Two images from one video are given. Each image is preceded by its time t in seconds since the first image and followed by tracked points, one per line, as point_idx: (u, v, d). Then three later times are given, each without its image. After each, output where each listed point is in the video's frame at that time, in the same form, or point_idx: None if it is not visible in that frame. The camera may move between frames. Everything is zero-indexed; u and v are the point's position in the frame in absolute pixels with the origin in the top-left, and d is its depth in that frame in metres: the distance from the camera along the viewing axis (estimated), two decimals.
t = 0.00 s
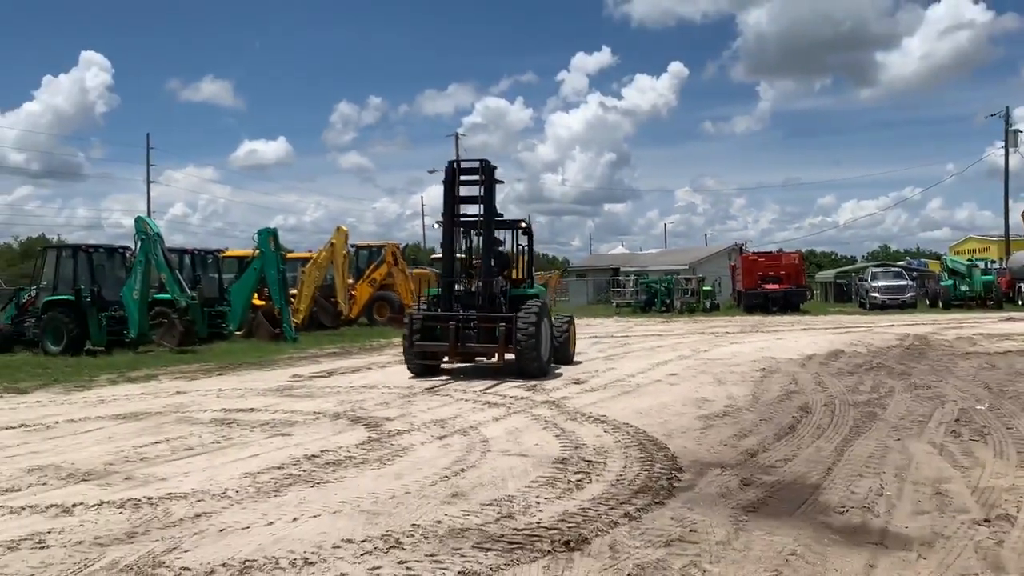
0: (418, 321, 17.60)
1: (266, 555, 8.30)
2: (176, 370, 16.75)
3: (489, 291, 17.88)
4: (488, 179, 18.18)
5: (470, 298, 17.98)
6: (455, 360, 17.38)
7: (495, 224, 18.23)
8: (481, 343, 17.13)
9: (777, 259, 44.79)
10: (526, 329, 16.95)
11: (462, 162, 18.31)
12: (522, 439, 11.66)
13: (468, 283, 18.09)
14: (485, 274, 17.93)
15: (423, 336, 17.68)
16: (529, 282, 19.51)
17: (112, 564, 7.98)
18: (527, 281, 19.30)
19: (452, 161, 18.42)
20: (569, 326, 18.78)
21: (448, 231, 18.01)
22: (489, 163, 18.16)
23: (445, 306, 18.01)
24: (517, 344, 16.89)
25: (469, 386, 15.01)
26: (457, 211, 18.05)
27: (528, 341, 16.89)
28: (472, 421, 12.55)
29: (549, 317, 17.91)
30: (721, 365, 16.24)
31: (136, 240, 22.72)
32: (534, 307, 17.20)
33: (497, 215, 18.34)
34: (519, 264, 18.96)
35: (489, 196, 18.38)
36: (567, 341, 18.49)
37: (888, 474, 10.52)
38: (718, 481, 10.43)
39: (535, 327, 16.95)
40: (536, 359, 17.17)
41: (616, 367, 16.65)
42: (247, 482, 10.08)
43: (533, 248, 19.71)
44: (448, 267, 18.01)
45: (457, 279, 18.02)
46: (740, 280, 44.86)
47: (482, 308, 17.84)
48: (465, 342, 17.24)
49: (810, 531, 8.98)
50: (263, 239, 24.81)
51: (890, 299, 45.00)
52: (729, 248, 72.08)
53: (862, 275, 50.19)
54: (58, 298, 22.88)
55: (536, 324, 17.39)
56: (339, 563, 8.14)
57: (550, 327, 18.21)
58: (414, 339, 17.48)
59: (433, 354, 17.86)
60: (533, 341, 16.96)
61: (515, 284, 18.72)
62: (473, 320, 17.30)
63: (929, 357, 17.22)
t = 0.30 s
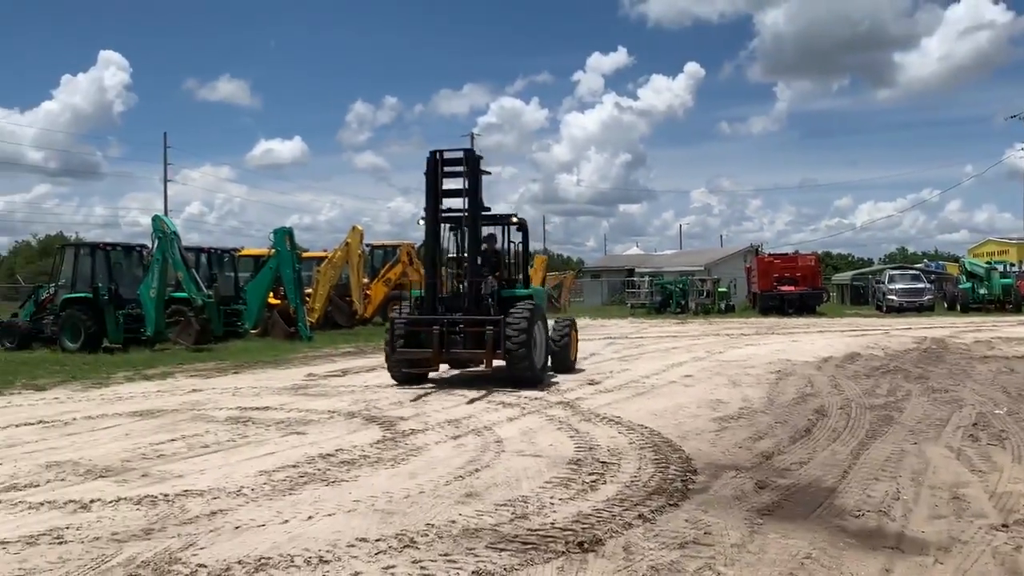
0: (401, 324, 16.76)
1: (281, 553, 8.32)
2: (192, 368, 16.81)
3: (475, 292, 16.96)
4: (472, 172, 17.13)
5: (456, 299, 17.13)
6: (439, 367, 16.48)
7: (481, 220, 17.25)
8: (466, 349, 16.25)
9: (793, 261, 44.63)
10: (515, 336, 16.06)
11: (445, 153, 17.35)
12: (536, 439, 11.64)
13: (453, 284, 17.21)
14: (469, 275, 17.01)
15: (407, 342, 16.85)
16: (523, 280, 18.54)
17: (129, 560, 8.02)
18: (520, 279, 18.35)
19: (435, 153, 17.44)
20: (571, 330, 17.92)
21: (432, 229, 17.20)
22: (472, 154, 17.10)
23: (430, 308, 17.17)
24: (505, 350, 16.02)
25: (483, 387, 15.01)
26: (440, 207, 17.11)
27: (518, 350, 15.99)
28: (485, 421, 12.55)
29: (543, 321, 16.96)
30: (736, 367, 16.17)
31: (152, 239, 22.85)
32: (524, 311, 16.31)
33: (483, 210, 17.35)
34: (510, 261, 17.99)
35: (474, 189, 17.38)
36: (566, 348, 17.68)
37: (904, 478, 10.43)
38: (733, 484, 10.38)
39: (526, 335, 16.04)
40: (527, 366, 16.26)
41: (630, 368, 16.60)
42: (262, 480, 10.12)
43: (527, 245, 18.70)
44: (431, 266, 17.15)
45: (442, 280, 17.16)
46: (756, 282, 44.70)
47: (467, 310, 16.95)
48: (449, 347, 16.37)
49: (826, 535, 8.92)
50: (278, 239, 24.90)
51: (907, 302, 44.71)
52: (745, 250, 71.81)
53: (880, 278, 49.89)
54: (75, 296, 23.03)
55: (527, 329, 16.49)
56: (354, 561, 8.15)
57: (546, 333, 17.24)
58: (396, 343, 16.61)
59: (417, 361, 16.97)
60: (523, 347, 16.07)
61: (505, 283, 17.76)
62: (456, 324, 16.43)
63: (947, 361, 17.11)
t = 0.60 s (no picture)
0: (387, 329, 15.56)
1: (305, 552, 8.38)
2: (217, 368, 16.97)
3: (467, 297, 15.97)
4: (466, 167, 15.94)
5: (446, 303, 16.12)
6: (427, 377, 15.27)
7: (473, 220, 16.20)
8: (455, 357, 15.00)
9: (818, 264, 44.30)
10: (508, 344, 14.82)
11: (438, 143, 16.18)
12: (558, 441, 11.64)
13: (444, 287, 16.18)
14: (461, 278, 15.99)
15: (392, 349, 15.70)
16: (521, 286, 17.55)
17: (156, 558, 8.10)
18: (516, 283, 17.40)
19: (428, 144, 16.21)
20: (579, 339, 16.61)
21: (422, 228, 16.05)
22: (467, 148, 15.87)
23: (419, 312, 16.02)
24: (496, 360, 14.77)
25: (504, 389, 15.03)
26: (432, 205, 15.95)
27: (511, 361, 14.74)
28: (507, 422, 12.58)
29: (541, 329, 15.74)
30: (760, 371, 16.07)
31: (179, 240, 23.12)
32: (518, 318, 14.99)
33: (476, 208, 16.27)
34: (505, 264, 17.01)
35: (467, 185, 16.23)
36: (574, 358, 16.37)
37: (929, 484, 10.33)
38: (756, 488, 10.32)
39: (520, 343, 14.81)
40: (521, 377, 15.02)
41: (652, 371, 16.54)
42: (287, 480, 10.19)
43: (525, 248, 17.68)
44: (420, 267, 16.05)
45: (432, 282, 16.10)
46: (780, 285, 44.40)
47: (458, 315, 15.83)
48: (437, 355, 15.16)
49: (850, 539, 8.85)
50: (302, 240, 25.01)
51: (933, 306, 44.23)
52: (768, 252, 71.38)
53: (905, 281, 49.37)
54: (102, 296, 23.33)
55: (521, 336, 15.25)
56: (377, 561, 8.18)
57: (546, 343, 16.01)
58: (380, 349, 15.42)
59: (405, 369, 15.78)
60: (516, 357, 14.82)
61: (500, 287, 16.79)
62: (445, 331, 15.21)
63: (974, 365, 16.94)
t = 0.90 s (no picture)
0: (374, 336, 14.22)
1: (336, 554, 8.39)
2: (247, 370, 17.09)
3: (460, 299, 14.28)
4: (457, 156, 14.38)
5: (437, 307, 14.47)
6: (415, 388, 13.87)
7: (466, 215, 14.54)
8: (444, 368, 13.63)
9: (850, 267, 43.86)
10: (504, 351, 13.37)
11: (429, 132, 14.63)
12: (587, 445, 11.59)
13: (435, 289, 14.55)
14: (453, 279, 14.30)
15: (380, 357, 14.31)
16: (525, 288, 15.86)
17: (189, 558, 8.15)
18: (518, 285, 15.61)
19: (417, 134, 14.71)
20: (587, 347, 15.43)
21: (409, 224, 14.51)
22: (459, 135, 14.36)
23: (407, 317, 14.50)
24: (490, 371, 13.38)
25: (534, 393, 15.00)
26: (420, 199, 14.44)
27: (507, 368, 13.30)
28: (536, 426, 12.54)
29: (542, 336, 14.24)
30: (792, 375, 15.91)
31: (211, 242, 23.33)
32: (515, 323, 13.55)
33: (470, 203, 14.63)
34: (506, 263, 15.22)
35: (459, 179, 14.49)
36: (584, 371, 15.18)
37: (966, 490, 10.14)
38: (789, 493, 10.20)
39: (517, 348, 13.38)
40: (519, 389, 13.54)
41: (680, 375, 16.43)
42: (318, 481, 10.24)
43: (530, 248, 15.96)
44: (408, 267, 14.50)
45: (421, 283, 14.51)
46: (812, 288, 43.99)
47: (449, 320, 14.27)
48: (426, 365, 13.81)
49: (885, 546, 8.71)
50: (331, 243, 25.15)
51: (968, 309, 43.59)
52: (798, 255, 70.79)
53: (939, 284, 48.69)
54: (136, 298, 23.64)
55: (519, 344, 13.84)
56: (408, 563, 8.18)
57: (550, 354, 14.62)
58: (365, 358, 14.09)
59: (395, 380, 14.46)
60: (513, 365, 13.37)
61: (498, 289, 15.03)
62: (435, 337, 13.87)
63: (1014, 369, 16.65)
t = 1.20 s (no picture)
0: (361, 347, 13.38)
1: (374, 556, 8.43)
2: (284, 373, 17.24)
3: (451, 307, 13.30)
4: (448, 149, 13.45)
5: (428, 315, 13.53)
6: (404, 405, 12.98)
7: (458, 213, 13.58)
8: (435, 382, 12.73)
9: (890, 269, 43.27)
10: (499, 362, 12.41)
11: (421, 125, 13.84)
12: (623, 450, 11.53)
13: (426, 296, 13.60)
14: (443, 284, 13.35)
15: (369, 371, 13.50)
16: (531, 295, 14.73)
17: (230, 560, 8.23)
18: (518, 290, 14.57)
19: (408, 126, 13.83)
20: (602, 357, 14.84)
21: (398, 223, 13.63)
22: (450, 127, 13.44)
23: (396, 325, 13.59)
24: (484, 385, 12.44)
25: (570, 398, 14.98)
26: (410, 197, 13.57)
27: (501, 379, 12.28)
28: (571, 431, 12.51)
29: (541, 348, 13.27)
30: (831, 379, 15.72)
31: (249, 248, 23.53)
32: (511, 334, 12.61)
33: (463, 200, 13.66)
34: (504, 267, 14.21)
35: (451, 174, 13.59)
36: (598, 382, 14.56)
37: (1012, 497, 9.92)
38: (829, 499, 10.05)
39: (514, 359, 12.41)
40: (514, 405, 12.51)
41: (716, 379, 16.31)
42: (355, 484, 10.30)
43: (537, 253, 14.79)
44: (396, 270, 13.61)
45: (411, 288, 13.59)
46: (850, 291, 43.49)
47: (439, 330, 13.31)
48: (415, 380, 12.93)
49: (928, 553, 8.55)
50: (366, 247, 25.27)
51: (1012, 312, 42.78)
52: (835, 258, 70.06)
53: (981, 287, 47.84)
54: (175, 304, 24.04)
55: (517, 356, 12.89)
56: (445, 567, 8.18)
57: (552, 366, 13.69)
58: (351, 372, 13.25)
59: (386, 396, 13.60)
60: (509, 378, 12.40)
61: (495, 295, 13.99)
62: (424, 348, 12.98)
63: None
